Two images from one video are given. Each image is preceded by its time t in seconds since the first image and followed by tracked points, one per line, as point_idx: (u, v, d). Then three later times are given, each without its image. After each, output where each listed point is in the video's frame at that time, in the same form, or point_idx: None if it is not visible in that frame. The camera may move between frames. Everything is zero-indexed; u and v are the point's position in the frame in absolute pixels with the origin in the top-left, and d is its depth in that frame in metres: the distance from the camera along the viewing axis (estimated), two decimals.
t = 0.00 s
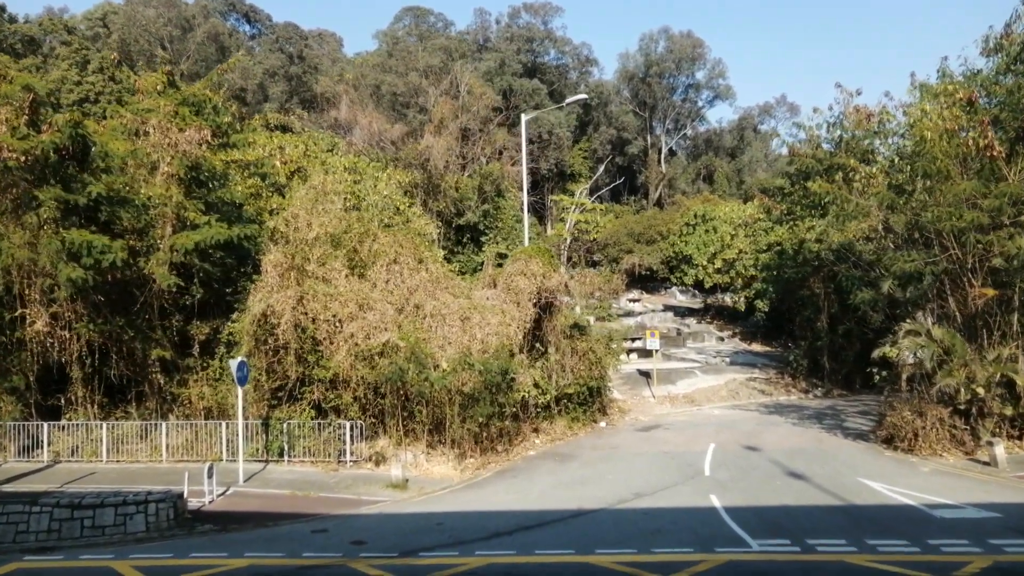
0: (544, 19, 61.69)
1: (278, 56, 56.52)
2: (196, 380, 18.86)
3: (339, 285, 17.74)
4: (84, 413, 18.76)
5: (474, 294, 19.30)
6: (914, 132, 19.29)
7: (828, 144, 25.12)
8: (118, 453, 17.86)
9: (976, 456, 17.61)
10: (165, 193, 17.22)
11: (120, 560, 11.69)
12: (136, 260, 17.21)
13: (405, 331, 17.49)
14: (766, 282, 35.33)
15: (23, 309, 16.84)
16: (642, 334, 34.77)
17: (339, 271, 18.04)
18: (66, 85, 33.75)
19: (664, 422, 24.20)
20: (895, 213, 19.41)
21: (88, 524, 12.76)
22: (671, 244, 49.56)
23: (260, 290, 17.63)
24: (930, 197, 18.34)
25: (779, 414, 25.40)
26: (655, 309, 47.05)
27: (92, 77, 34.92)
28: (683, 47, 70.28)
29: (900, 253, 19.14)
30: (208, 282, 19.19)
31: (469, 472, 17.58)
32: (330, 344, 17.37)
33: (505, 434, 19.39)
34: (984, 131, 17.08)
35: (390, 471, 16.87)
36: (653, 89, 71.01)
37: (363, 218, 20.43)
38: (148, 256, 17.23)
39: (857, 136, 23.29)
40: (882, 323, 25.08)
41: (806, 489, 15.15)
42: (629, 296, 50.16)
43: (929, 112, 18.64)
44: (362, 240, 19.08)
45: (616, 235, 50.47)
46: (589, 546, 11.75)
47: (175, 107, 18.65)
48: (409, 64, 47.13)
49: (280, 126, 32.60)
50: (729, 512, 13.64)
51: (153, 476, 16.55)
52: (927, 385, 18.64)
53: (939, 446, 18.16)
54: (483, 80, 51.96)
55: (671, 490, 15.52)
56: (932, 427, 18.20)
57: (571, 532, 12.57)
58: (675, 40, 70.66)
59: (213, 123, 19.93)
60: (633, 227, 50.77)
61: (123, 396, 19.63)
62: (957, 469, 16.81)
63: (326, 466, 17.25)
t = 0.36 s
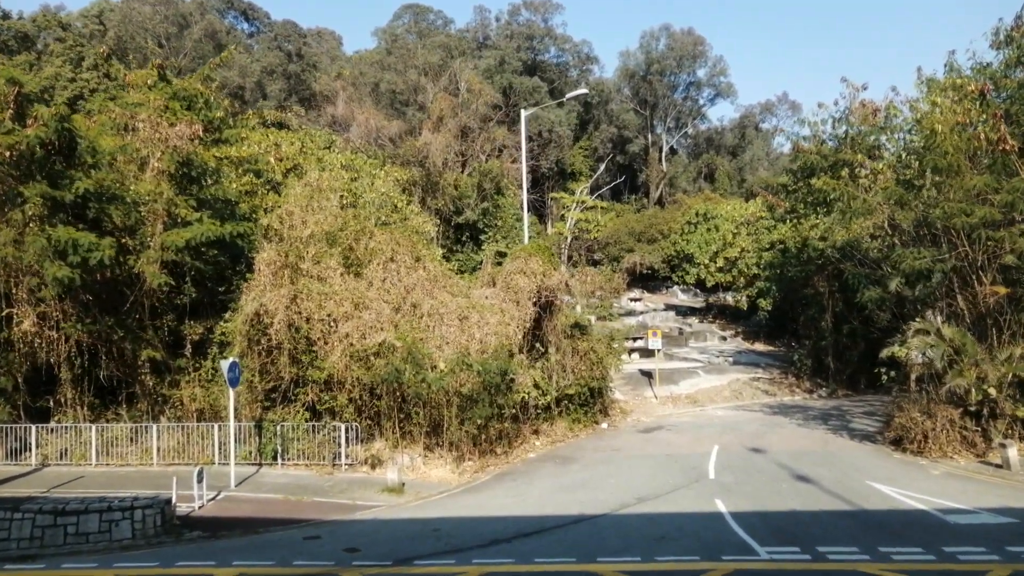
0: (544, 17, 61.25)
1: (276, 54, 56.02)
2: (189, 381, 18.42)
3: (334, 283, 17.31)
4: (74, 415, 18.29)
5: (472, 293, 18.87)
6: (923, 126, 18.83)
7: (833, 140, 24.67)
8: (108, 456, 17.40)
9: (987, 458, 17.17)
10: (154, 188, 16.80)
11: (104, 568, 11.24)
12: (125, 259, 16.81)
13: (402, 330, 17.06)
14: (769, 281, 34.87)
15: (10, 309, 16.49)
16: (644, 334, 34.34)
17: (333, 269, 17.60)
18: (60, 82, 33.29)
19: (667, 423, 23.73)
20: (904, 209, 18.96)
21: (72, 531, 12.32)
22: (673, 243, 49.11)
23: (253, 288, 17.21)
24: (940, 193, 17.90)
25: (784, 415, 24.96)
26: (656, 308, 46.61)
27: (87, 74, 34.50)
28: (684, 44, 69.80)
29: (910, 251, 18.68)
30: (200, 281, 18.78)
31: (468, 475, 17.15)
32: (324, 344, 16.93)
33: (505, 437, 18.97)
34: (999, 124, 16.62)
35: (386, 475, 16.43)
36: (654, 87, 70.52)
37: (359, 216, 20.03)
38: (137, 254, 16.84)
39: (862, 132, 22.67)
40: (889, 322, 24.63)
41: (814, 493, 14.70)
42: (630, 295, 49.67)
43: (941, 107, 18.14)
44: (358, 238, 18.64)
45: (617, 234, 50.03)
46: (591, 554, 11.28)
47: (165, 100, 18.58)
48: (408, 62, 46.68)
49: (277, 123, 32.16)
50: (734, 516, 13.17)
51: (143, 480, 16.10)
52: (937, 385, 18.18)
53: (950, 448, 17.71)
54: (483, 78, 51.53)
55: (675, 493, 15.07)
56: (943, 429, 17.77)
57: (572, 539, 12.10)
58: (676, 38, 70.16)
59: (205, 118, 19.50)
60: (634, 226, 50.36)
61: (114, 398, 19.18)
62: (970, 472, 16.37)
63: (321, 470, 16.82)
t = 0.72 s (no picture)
0: (544, 15, 61.03)
1: (275, 52, 55.73)
2: (184, 380, 18.22)
3: (332, 282, 17.13)
4: (69, 415, 18.08)
5: (471, 292, 18.68)
6: (927, 123, 18.63)
7: (835, 138, 24.47)
8: (104, 456, 17.21)
9: (992, 458, 17.01)
10: (149, 186, 16.62)
11: (96, 571, 11.06)
12: (120, 257, 16.64)
13: (400, 329, 16.87)
14: (770, 280, 34.68)
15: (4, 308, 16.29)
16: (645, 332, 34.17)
17: (331, 268, 17.40)
18: (57, 79, 33.06)
19: (668, 423, 23.55)
20: (908, 206, 18.75)
21: (65, 534, 12.14)
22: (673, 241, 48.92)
23: (250, 287, 17.02)
24: (944, 190, 17.70)
25: (786, 415, 24.79)
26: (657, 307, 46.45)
27: (84, 72, 34.28)
28: (685, 42, 69.53)
29: (914, 249, 18.47)
30: (196, 280, 18.60)
31: (467, 475, 16.98)
32: (322, 343, 16.74)
33: (505, 436, 18.80)
34: (1005, 120, 16.39)
35: (384, 475, 16.25)
36: (654, 85, 70.28)
37: (358, 214, 19.83)
38: (132, 253, 16.67)
39: (866, 129, 22.53)
40: (892, 320, 24.42)
41: (817, 494, 14.52)
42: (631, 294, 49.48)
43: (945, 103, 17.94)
44: (356, 236, 18.44)
45: (618, 233, 49.87)
46: (591, 556, 11.09)
47: (160, 97, 18.51)
48: (407, 60, 46.41)
49: (275, 121, 31.95)
50: (736, 518, 12.98)
51: (138, 481, 15.90)
52: (941, 385, 18.01)
53: (954, 448, 17.53)
54: (483, 76, 51.28)
55: (677, 495, 14.89)
56: (948, 429, 17.59)
57: (572, 541, 11.92)
58: (676, 36, 69.90)
59: (201, 115, 19.31)
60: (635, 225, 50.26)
61: (110, 398, 19.01)
62: (975, 472, 16.21)
63: (319, 471, 16.64)
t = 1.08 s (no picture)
0: (544, 18, 61.07)
1: (275, 54, 55.73)
2: (184, 383, 18.22)
3: (332, 285, 17.11)
4: (68, 418, 18.06)
5: (471, 295, 18.68)
6: (926, 127, 18.66)
7: (834, 141, 24.50)
8: (103, 459, 17.18)
9: (991, 462, 17.01)
10: (150, 189, 16.64)
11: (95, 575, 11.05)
12: (120, 260, 16.64)
13: (400, 332, 16.87)
14: (769, 283, 34.70)
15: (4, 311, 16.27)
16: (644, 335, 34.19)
17: (331, 270, 17.39)
18: (57, 82, 33.06)
19: (668, 426, 23.54)
20: (907, 209, 18.77)
21: (64, 537, 12.13)
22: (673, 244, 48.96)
23: (251, 290, 17.04)
24: (944, 194, 17.72)
25: (785, 418, 24.78)
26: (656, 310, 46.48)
27: (84, 74, 34.26)
28: (684, 45, 69.54)
29: (914, 253, 18.48)
30: (196, 282, 18.61)
31: (467, 479, 16.97)
32: (322, 346, 16.73)
33: (504, 439, 18.81)
34: (1005, 124, 16.40)
35: (384, 478, 16.24)
36: (654, 88, 70.31)
37: (359, 217, 19.85)
38: (133, 255, 16.68)
39: (864, 132, 22.52)
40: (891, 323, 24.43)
41: (816, 498, 14.51)
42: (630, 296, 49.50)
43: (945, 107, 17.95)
44: (356, 239, 18.45)
45: (617, 235, 49.88)
46: (590, 561, 11.07)
47: (160, 99, 18.52)
48: (407, 63, 46.41)
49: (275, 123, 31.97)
50: (736, 522, 12.97)
51: (137, 484, 15.87)
52: (940, 389, 18.01)
53: (954, 452, 17.53)
54: (483, 79, 51.30)
55: (676, 498, 14.88)
56: (947, 433, 17.59)
57: (571, 545, 11.90)
58: (676, 39, 69.95)
59: (201, 118, 19.32)
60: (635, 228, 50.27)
61: (109, 400, 18.99)
62: (975, 476, 16.21)
63: (319, 474, 16.65)
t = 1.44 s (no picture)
0: (544, 17, 61.04)
1: (275, 54, 55.71)
2: (183, 383, 18.20)
3: (331, 285, 17.09)
4: (68, 417, 18.04)
5: (471, 295, 18.65)
6: (926, 127, 18.64)
7: (835, 141, 24.48)
8: (103, 459, 17.16)
9: (992, 462, 16.99)
10: (149, 188, 16.62)
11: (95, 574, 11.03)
12: (120, 259, 16.63)
13: (400, 331, 16.85)
14: (769, 283, 34.69)
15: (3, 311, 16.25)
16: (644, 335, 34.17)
17: (331, 270, 17.36)
18: (57, 81, 33.04)
19: (668, 427, 23.51)
20: (907, 209, 18.74)
21: (64, 536, 12.11)
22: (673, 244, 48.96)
23: (251, 289, 17.03)
24: (945, 193, 17.69)
25: (786, 418, 24.76)
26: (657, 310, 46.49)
27: (84, 73, 34.23)
28: (685, 45, 69.47)
29: (915, 253, 18.45)
30: (195, 282, 18.59)
31: (467, 479, 16.95)
32: (322, 346, 16.72)
33: (504, 440, 18.81)
34: (1006, 124, 16.35)
35: (383, 478, 16.23)
36: (654, 88, 70.27)
37: (358, 216, 19.82)
38: (132, 255, 16.67)
39: (866, 132, 22.58)
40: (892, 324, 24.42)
41: (816, 498, 14.50)
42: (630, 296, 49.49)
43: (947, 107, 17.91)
44: (356, 239, 18.43)
45: (618, 235, 49.87)
46: (590, 561, 11.06)
47: (160, 99, 18.51)
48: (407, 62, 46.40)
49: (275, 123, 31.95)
50: (736, 522, 12.94)
51: (137, 484, 15.85)
52: (941, 389, 18.00)
53: (954, 453, 17.50)
54: (483, 79, 51.28)
55: (676, 499, 14.87)
56: (948, 434, 17.58)
57: (571, 545, 11.88)
58: (676, 39, 69.89)
59: (201, 117, 19.31)
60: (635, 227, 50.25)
61: (108, 400, 18.97)
62: (975, 477, 16.19)
63: (319, 474, 16.64)
